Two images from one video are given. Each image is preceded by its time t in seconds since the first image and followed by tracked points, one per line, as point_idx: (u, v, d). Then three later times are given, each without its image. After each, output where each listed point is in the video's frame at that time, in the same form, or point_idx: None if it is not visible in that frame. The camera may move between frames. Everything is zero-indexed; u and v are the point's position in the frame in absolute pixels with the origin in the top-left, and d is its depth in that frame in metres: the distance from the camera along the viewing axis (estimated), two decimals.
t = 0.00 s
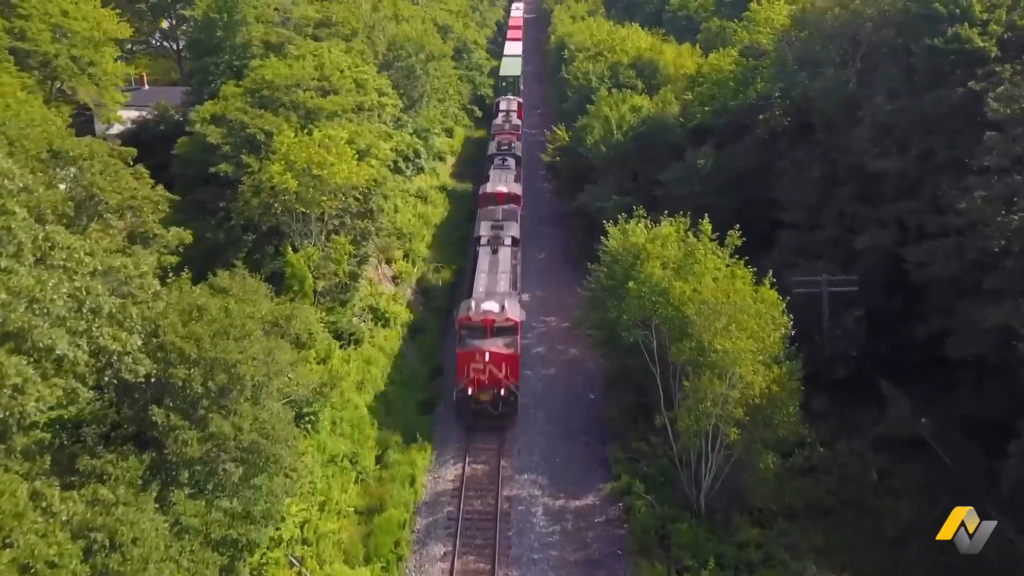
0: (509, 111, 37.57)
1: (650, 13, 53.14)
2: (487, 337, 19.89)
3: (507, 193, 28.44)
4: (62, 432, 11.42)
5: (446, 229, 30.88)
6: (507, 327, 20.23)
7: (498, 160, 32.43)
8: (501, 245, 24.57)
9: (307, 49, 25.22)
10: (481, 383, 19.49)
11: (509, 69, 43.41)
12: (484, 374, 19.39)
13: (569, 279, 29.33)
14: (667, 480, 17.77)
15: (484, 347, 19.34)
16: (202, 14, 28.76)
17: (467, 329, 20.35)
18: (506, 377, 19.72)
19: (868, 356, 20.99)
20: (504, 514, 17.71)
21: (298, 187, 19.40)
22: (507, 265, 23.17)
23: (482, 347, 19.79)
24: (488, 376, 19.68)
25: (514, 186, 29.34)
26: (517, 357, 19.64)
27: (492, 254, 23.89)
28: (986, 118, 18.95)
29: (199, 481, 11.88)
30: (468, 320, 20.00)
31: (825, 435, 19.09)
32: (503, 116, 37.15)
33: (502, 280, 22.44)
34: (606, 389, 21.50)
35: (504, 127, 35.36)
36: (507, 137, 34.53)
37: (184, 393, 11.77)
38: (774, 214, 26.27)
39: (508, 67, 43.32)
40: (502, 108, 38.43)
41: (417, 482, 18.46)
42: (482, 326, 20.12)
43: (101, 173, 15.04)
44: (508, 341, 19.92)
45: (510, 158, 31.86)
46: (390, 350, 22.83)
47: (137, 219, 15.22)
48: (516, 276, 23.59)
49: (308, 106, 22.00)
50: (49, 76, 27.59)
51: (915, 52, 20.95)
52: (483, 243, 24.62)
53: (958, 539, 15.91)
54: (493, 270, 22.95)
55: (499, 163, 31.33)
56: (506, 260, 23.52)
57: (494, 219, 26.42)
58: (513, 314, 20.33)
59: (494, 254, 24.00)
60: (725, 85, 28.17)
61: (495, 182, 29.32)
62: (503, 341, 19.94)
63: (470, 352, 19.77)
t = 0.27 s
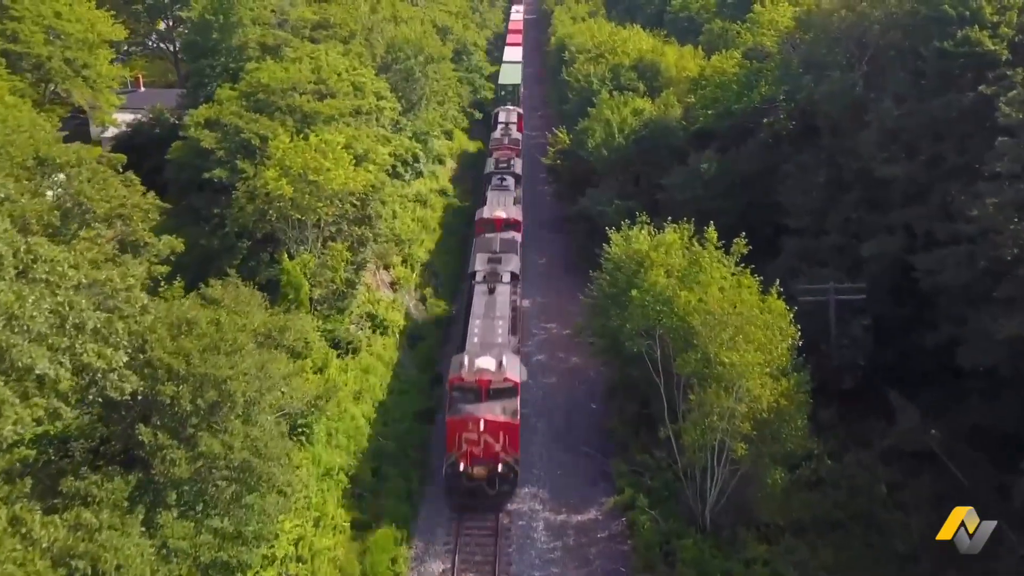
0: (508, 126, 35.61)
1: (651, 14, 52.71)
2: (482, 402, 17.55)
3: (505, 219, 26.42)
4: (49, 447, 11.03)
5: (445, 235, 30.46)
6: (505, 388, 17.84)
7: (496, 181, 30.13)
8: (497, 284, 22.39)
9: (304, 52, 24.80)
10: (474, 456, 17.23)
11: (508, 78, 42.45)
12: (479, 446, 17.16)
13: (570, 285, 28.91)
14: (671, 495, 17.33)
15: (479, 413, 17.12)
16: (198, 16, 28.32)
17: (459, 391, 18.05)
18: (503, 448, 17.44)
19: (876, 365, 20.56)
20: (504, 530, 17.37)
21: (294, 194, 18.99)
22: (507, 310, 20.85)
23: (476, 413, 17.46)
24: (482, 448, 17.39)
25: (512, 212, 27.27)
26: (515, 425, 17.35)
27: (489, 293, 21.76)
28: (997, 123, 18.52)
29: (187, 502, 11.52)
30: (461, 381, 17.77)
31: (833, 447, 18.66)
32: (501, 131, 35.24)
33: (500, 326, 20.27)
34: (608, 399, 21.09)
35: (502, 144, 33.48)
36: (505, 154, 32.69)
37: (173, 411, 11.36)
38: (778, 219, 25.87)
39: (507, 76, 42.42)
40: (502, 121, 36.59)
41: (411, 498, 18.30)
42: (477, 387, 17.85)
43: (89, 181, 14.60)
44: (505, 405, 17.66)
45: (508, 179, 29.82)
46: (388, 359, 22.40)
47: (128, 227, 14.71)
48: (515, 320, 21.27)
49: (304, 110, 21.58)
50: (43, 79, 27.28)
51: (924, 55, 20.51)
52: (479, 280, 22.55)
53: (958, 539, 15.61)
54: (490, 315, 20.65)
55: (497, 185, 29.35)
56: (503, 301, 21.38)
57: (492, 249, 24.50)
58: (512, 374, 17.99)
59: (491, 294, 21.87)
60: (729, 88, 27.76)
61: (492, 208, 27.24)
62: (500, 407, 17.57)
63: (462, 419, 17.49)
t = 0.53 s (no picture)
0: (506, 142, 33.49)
1: (652, 15, 52.39)
2: (474, 492, 15.62)
3: (502, 249, 24.30)
4: (34, 463, 10.83)
5: (444, 240, 30.08)
6: (502, 473, 15.94)
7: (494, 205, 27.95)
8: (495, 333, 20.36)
9: (301, 54, 24.41)
10: (464, 556, 15.06)
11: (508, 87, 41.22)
12: (471, 544, 15.12)
13: (571, 290, 28.52)
14: (677, 509, 16.90)
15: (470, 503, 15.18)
16: (193, 18, 27.89)
17: (449, 473, 16.24)
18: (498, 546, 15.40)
19: (884, 374, 20.16)
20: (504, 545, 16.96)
21: (290, 200, 18.59)
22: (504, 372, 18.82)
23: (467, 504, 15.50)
24: (474, 545, 15.38)
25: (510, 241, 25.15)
26: (512, 519, 15.34)
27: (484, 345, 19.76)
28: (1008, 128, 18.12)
29: (176, 523, 11.14)
30: (451, 466, 15.90)
31: (841, 458, 18.23)
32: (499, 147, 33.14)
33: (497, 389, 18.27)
34: (610, 408, 20.70)
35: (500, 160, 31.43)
36: (503, 172, 30.63)
37: (161, 429, 10.94)
38: (783, 224, 25.48)
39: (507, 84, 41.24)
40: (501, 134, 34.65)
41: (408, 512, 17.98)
42: (469, 472, 15.94)
43: (77, 189, 14.20)
44: (501, 493, 15.71)
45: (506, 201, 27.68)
46: (386, 367, 21.99)
47: (118, 235, 14.37)
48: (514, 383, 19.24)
49: (300, 113, 21.18)
50: (35, 82, 26.80)
51: (933, 57, 20.11)
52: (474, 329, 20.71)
53: (958, 539, 15.68)
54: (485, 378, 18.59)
55: (495, 209, 27.36)
56: (501, 354, 19.38)
57: (489, 287, 22.55)
58: (510, 458, 16.05)
59: (487, 346, 19.85)
60: (732, 91, 27.36)
61: (489, 235, 25.15)
62: (496, 497, 15.58)
63: (451, 511, 15.55)
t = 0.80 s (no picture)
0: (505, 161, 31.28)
1: (653, 16, 52.00)
2: None
3: (501, 287, 22.07)
4: (19, 480, 10.56)
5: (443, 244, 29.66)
6: None
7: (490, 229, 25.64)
8: (491, 397, 18.14)
9: (297, 56, 23.99)
10: None
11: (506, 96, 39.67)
12: None
13: (572, 295, 28.09)
14: (681, 523, 16.48)
15: None
16: (189, 19, 27.44)
17: None
18: None
19: (892, 384, 19.76)
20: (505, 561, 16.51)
21: (285, 207, 18.17)
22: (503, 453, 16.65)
23: None
24: None
25: (508, 276, 22.87)
26: None
27: (479, 413, 17.58)
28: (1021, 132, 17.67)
29: (164, 546, 10.74)
30: None
31: (849, 471, 17.81)
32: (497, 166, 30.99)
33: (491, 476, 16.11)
34: (612, 418, 20.29)
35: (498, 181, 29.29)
36: (501, 195, 28.55)
37: (148, 448, 10.54)
38: (788, 229, 25.06)
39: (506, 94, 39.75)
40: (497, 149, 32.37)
41: (411, 525, 17.44)
42: None
43: (63, 197, 13.86)
44: None
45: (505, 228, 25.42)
46: (384, 376, 21.58)
47: (107, 242, 13.98)
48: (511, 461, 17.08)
49: (297, 117, 20.77)
50: (27, 84, 26.42)
51: (943, 60, 19.67)
52: (467, 392, 18.46)
53: (958, 539, 14.61)
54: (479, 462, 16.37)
55: (492, 236, 24.95)
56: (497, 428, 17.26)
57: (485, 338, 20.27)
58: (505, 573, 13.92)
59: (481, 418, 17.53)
60: (735, 93, 26.93)
61: (485, 270, 22.88)
62: None
63: None
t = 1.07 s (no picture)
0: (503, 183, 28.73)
1: (654, 17, 51.63)
2: None
3: (498, 336, 19.54)
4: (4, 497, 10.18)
5: (442, 248, 29.24)
6: None
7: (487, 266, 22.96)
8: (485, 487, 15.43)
9: (294, 58, 23.56)
10: None
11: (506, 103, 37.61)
12: None
13: (573, 300, 27.68)
14: (686, 539, 16.04)
15: None
16: (184, 21, 26.99)
17: None
18: None
19: (901, 394, 19.34)
20: None
21: (281, 213, 17.77)
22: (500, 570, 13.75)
23: None
24: None
25: (506, 323, 20.30)
26: None
27: (471, 513, 14.73)
28: None
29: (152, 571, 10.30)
30: None
31: (858, 484, 17.39)
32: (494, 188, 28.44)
33: None
34: (615, 429, 19.92)
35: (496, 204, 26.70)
36: (499, 220, 26.02)
37: (134, 470, 10.12)
38: (793, 234, 24.65)
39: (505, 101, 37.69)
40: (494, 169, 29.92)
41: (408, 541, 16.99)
42: None
43: (51, 206, 13.60)
44: None
45: (502, 261, 22.91)
46: (382, 385, 21.16)
47: (94, 250, 13.60)
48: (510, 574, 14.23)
49: (293, 121, 20.34)
50: (20, 86, 26.01)
51: (953, 63, 19.27)
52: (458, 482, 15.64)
53: (958, 539, 15.20)
54: None
55: (489, 275, 22.30)
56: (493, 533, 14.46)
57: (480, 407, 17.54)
58: None
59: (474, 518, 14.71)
60: (740, 96, 26.50)
61: (480, 317, 20.32)
62: None
63: None
